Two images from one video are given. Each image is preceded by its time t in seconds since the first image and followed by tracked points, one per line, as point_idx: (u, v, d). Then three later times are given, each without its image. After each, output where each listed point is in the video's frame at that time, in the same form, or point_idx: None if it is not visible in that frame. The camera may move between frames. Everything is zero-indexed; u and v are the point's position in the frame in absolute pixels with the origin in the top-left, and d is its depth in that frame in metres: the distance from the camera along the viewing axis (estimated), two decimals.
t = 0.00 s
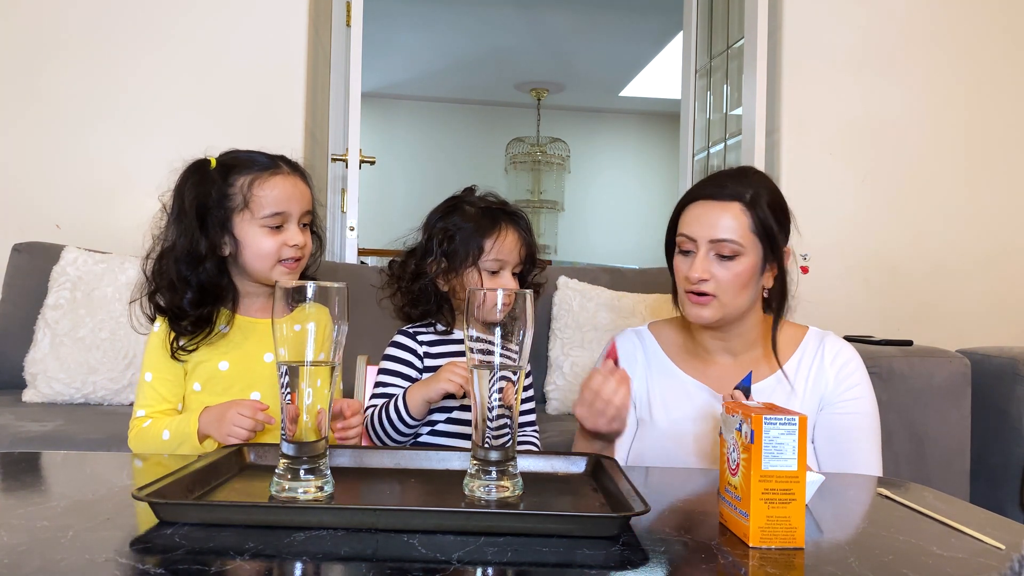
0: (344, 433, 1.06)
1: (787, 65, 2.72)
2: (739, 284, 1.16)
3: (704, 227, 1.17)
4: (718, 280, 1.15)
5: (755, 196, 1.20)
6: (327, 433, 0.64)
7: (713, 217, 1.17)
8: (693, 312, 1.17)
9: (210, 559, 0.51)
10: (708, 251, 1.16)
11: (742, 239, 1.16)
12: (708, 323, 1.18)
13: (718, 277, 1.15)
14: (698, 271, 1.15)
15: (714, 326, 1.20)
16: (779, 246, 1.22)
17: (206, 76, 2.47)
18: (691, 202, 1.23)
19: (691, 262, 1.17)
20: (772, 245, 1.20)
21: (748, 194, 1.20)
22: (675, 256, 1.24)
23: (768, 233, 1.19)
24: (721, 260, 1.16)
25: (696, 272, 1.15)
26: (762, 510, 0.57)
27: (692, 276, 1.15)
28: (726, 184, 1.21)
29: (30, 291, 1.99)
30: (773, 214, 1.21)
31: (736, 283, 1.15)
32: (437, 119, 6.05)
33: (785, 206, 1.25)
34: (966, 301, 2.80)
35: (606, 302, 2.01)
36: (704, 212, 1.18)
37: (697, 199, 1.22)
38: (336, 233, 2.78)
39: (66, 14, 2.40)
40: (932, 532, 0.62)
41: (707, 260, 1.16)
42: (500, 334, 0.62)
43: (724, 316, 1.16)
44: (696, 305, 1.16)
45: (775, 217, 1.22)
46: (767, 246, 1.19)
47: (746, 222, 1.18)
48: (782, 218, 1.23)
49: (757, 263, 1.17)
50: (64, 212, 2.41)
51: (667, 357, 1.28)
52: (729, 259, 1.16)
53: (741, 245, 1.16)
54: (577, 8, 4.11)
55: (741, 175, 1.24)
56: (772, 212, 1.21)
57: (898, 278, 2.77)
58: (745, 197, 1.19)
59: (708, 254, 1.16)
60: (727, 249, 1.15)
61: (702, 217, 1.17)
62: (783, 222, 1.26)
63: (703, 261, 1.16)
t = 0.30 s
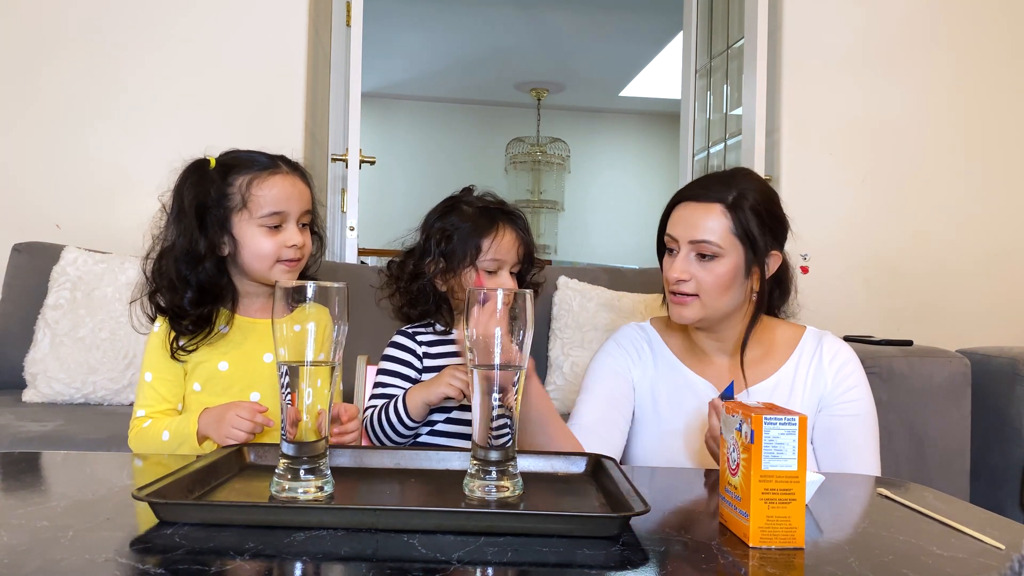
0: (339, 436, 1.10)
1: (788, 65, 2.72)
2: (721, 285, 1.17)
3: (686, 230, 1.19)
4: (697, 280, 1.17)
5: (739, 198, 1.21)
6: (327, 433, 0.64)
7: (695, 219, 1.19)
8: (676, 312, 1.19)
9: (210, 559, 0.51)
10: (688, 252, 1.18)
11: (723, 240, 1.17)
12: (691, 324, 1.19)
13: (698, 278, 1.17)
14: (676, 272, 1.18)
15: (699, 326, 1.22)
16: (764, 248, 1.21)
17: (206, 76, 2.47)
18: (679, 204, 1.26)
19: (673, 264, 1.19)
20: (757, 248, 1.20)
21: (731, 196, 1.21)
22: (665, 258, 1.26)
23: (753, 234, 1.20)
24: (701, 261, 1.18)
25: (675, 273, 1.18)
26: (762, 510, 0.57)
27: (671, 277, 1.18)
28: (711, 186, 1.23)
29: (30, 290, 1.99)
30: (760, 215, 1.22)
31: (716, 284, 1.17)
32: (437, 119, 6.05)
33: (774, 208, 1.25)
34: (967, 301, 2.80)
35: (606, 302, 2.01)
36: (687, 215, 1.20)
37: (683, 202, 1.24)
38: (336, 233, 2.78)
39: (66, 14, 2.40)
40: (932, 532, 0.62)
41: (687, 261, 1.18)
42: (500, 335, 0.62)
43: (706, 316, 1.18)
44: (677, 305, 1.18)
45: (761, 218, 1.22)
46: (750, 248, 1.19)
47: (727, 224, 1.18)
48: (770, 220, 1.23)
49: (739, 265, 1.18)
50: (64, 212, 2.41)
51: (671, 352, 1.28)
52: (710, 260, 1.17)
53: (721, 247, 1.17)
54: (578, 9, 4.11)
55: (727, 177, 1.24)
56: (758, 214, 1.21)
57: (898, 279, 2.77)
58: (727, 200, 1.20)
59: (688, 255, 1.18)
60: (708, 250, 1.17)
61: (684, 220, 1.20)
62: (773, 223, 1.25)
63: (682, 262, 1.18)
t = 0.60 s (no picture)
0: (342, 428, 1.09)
1: (788, 64, 2.72)
2: (718, 286, 1.17)
3: (684, 230, 1.19)
4: (694, 281, 1.17)
5: (737, 199, 1.20)
6: (327, 433, 0.64)
7: (692, 220, 1.19)
8: (671, 313, 1.20)
9: (210, 559, 0.51)
10: (685, 253, 1.18)
11: (721, 241, 1.18)
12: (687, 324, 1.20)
13: (694, 279, 1.17)
14: (674, 273, 1.18)
15: (696, 326, 1.22)
16: (761, 249, 1.21)
17: (206, 76, 2.47)
18: (675, 204, 1.25)
19: (670, 264, 1.20)
20: (753, 249, 1.20)
21: (728, 197, 1.21)
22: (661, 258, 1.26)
23: (750, 234, 1.20)
24: (698, 262, 1.18)
25: (672, 274, 1.18)
26: (762, 510, 0.57)
27: (668, 278, 1.18)
28: (709, 187, 1.22)
29: (31, 290, 1.99)
30: (758, 215, 1.22)
31: (712, 285, 1.17)
32: (437, 119, 6.05)
33: (770, 209, 1.25)
34: (966, 300, 2.80)
35: (606, 302, 2.01)
36: (684, 215, 1.20)
37: (679, 202, 1.24)
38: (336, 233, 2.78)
39: (66, 14, 2.40)
40: (933, 532, 0.62)
41: (684, 261, 1.18)
42: (500, 335, 0.62)
43: (701, 317, 1.18)
44: (674, 306, 1.19)
45: (759, 219, 1.22)
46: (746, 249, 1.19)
47: (724, 226, 1.18)
48: (767, 221, 1.23)
49: (735, 266, 1.18)
50: (64, 212, 2.41)
51: (669, 353, 1.28)
52: (708, 261, 1.18)
53: (718, 248, 1.17)
54: (578, 9, 4.10)
55: (725, 178, 1.24)
56: (755, 215, 1.21)
57: (898, 279, 2.77)
58: (725, 201, 1.20)
59: (685, 255, 1.19)
60: (706, 251, 1.17)
61: (682, 221, 1.20)
62: (770, 224, 1.25)
63: (679, 262, 1.18)
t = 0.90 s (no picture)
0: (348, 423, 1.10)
1: (788, 64, 2.71)
2: (718, 286, 1.17)
3: (684, 231, 1.19)
4: (694, 282, 1.17)
5: (737, 199, 1.20)
6: (327, 433, 0.64)
7: (692, 220, 1.19)
8: (672, 314, 1.20)
9: (209, 559, 0.51)
10: (685, 253, 1.19)
11: (720, 242, 1.18)
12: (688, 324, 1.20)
13: (694, 280, 1.17)
14: (674, 273, 1.19)
15: (697, 326, 1.22)
16: (762, 249, 1.21)
17: (206, 76, 2.47)
18: (675, 204, 1.26)
19: (670, 265, 1.20)
20: (754, 249, 1.20)
21: (729, 197, 1.20)
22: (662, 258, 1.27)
23: (750, 235, 1.20)
24: (698, 262, 1.18)
25: (672, 274, 1.18)
26: (762, 510, 0.57)
27: (668, 278, 1.19)
28: (709, 187, 1.23)
29: (31, 290, 1.99)
30: (758, 215, 1.22)
31: (713, 285, 1.17)
32: (437, 119, 6.05)
33: (770, 208, 1.25)
34: (966, 300, 2.80)
35: (606, 302, 2.01)
36: (683, 216, 1.20)
37: (679, 202, 1.24)
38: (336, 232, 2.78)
39: (65, 14, 2.40)
40: (933, 531, 0.62)
41: (683, 262, 1.19)
42: (500, 335, 0.63)
43: (702, 317, 1.18)
44: (675, 306, 1.19)
45: (760, 219, 1.22)
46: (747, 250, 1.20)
47: (724, 226, 1.18)
48: (767, 220, 1.23)
49: (735, 266, 1.19)
50: (64, 212, 2.41)
51: (668, 353, 1.29)
52: (707, 262, 1.18)
53: (718, 249, 1.17)
54: (578, 8, 4.10)
55: (725, 178, 1.24)
56: (756, 215, 1.21)
57: (898, 279, 2.77)
58: (725, 201, 1.20)
59: (685, 256, 1.19)
60: (706, 252, 1.18)
61: (682, 221, 1.20)
62: (771, 224, 1.25)
63: (679, 263, 1.19)
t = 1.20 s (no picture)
0: (343, 430, 1.15)
1: (789, 64, 2.71)
2: (716, 287, 1.17)
3: (682, 232, 1.19)
4: (692, 283, 1.17)
5: (734, 200, 1.21)
6: (327, 433, 0.64)
7: (690, 221, 1.19)
8: (671, 315, 1.20)
9: (209, 559, 0.51)
10: (683, 255, 1.19)
11: (718, 243, 1.18)
12: (687, 326, 1.20)
13: (693, 281, 1.18)
14: (672, 274, 1.19)
15: (697, 327, 1.22)
16: (760, 250, 1.22)
17: (205, 76, 2.47)
18: (673, 206, 1.26)
19: (669, 266, 1.20)
20: (751, 250, 1.20)
21: (727, 198, 1.21)
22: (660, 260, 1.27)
23: (748, 236, 1.20)
24: (696, 263, 1.18)
25: (670, 275, 1.19)
26: (762, 510, 0.57)
27: (667, 280, 1.19)
28: (706, 188, 1.23)
29: (31, 290, 1.99)
30: (755, 216, 1.22)
31: (711, 286, 1.17)
32: (437, 119, 6.05)
33: (767, 209, 1.25)
34: (967, 300, 2.80)
35: (606, 302, 2.01)
36: (681, 217, 1.21)
37: (677, 204, 1.24)
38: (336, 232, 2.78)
39: (66, 14, 2.40)
40: (933, 531, 0.62)
41: (682, 263, 1.19)
42: (500, 335, 0.63)
43: (701, 318, 1.18)
44: (674, 307, 1.19)
45: (757, 220, 1.22)
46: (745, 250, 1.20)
47: (723, 227, 1.19)
48: (764, 221, 1.24)
49: (733, 267, 1.19)
50: (64, 213, 2.41)
51: (667, 354, 1.29)
52: (705, 263, 1.18)
53: (716, 250, 1.17)
54: (578, 8, 4.10)
55: (723, 178, 1.24)
56: (753, 216, 1.21)
57: (898, 279, 2.77)
58: (723, 202, 1.20)
59: (684, 257, 1.19)
60: (703, 253, 1.18)
61: (680, 222, 1.20)
62: (768, 225, 1.25)
63: (677, 264, 1.19)
